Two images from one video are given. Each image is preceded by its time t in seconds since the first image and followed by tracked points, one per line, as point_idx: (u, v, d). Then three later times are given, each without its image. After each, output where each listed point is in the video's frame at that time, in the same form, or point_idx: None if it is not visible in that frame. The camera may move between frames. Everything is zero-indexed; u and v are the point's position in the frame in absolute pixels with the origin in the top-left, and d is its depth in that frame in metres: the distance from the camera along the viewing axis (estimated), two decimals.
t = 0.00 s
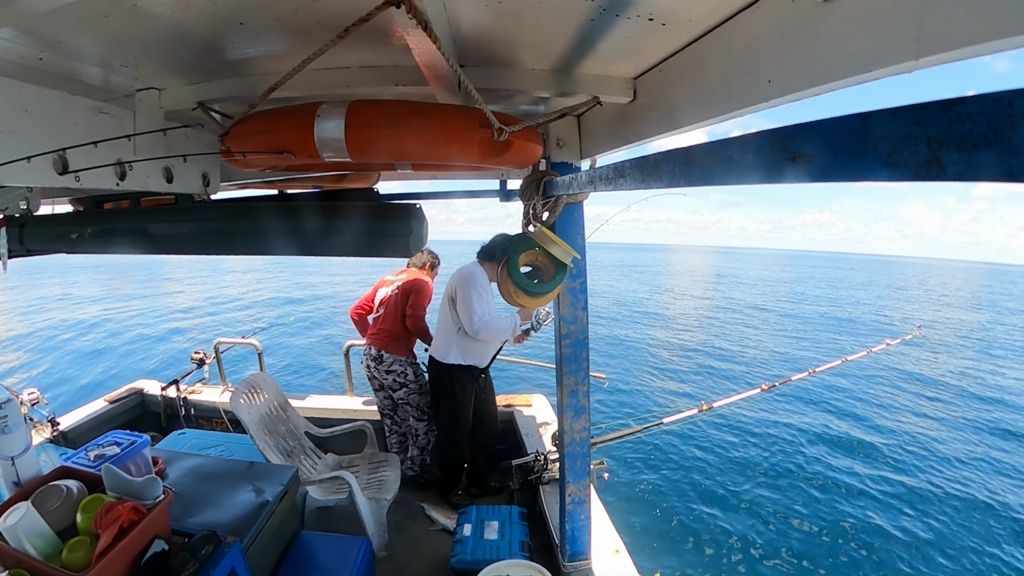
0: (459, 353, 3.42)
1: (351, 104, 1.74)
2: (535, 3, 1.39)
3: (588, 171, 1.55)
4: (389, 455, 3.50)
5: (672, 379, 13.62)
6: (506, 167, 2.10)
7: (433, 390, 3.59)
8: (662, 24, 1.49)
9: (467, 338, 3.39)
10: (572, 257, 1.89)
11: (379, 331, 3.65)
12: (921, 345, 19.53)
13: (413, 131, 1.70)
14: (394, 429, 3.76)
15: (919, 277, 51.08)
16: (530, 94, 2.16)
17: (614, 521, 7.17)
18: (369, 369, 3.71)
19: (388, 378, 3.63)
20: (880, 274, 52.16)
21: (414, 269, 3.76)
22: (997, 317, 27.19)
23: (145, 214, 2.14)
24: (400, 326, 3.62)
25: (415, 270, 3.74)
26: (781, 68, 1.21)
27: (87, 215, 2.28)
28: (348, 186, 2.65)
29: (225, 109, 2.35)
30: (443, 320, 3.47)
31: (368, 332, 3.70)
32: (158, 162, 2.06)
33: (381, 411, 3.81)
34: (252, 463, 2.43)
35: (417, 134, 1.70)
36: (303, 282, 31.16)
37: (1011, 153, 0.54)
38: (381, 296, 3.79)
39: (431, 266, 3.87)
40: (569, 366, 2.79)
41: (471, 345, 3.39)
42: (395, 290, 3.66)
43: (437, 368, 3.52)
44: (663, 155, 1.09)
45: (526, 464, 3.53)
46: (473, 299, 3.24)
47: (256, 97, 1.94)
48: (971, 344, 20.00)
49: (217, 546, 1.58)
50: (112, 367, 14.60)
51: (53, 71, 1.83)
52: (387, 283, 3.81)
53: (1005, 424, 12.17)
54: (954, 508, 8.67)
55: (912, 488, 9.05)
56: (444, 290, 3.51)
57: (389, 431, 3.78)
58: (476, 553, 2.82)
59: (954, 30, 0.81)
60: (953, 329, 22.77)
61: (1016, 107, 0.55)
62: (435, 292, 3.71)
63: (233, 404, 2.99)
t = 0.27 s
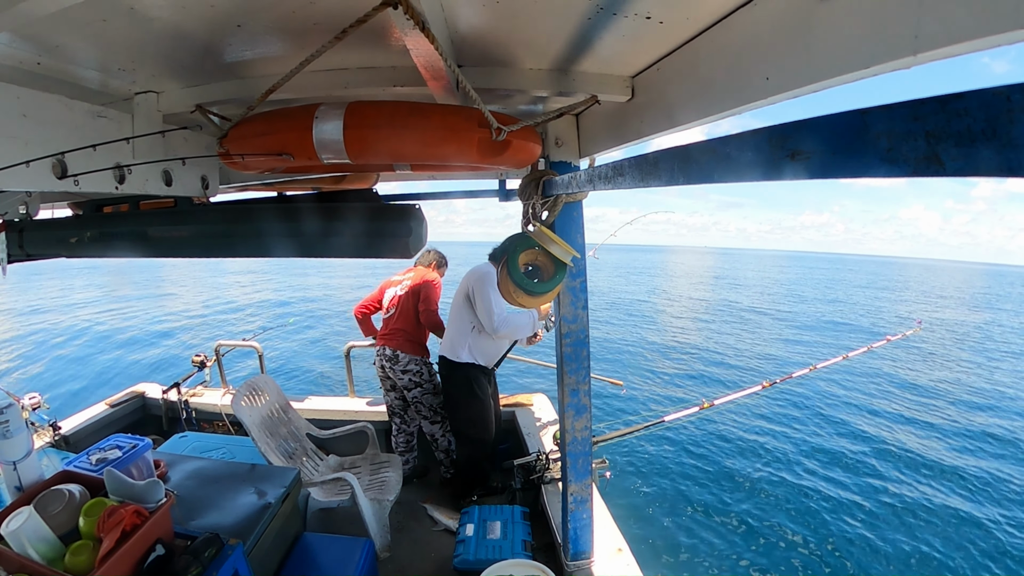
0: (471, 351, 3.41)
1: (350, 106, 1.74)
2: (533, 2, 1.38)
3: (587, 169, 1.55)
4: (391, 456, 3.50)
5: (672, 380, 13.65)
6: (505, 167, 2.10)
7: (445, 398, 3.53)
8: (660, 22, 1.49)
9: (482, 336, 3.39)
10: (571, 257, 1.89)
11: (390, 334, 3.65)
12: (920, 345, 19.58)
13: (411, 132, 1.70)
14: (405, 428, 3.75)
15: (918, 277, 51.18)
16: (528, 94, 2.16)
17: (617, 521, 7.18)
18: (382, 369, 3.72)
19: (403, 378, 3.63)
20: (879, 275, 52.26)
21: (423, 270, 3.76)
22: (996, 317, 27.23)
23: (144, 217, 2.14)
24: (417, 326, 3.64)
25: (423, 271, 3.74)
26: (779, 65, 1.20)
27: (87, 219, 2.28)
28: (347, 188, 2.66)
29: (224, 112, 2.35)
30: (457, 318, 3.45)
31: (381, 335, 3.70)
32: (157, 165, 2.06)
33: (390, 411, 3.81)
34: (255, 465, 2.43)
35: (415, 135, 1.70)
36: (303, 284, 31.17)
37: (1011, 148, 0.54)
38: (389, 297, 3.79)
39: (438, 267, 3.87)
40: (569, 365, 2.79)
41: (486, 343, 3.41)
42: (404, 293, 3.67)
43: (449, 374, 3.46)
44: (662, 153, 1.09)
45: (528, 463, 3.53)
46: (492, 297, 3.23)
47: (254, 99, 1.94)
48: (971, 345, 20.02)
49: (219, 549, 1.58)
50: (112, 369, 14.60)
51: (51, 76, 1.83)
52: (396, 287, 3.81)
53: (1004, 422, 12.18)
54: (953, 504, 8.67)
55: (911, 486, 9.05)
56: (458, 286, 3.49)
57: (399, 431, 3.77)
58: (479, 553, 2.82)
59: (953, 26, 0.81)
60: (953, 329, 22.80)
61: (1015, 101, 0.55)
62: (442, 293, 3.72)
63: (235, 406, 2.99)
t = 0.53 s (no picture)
0: (483, 354, 3.39)
1: (349, 106, 1.73)
2: (531, 1, 1.38)
3: (586, 168, 1.55)
4: (393, 456, 3.50)
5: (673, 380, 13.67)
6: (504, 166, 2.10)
7: (452, 399, 3.50)
8: (657, 21, 1.49)
9: (494, 338, 3.39)
10: (571, 256, 1.89)
11: (402, 338, 3.64)
12: (919, 346, 19.63)
13: (410, 133, 1.70)
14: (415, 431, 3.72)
15: (916, 277, 51.27)
16: (527, 94, 2.16)
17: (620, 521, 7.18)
18: (395, 375, 3.70)
19: (417, 382, 3.62)
20: (878, 275, 52.33)
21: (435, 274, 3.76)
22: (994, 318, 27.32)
23: (144, 220, 2.14)
24: (430, 333, 3.68)
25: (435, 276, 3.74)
26: (777, 62, 1.21)
27: (86, 223, 2.28)
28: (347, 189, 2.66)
29: (222, 114, 2.35)
30: (467, 320, 3.43)
31: (391, 340, 3.69)
32: (156, 167, 2.06)
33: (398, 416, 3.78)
34: (257, 467, 2.43)
35: (414, 135, 1.70)
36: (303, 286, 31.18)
37: (1009, 143, 0.54)
38: (399, 300, 3.77)
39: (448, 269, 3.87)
40: (570, 364, 2.79)
41: (498, 345, 3.40)
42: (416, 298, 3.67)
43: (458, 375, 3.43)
44: (662, 152, 1.09)
45: (529, 463, 3.53)
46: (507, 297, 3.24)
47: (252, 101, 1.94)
48: (970, 345, 20.08)
49: (222, 551, 1.58)
50: (113, 371, 14.61)
51: (49, 79, 1.83)
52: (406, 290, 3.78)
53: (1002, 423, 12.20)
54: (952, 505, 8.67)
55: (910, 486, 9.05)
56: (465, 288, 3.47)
57: (408, 434, 3.73)
58: (481, 552, 2.81)
59: (951, 21, 0.81)
60: (951, 329, 22.88)
61: (1014, 97, 0.54)
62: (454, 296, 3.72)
63: (236, 408, 2.98)
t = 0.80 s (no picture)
0: (494, 355, 3.38)
1: (347, 108, 1.73)
2: (529, 1, 1.38)
3: (585, 168, 1.55)
4: (394, 456, 3.51)
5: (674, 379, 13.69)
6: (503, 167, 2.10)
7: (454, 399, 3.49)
8: (656, 20, 1.49)
9: (504, 339, 3.40)
10: (571, 256, 1.89)
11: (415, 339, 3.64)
12: (920, 345, 19.64)
13: (409, 133, 1.69)
14: (416, 432, 3.73)
15: (916, 276, 51.30)
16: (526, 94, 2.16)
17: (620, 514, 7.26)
18: (404, 375, 3.72)
19: (428, 383, 3.63)
20: (878, 274, 52.34)
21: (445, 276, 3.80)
22: (994, 316, 27.35)
23: (144, 222, 2.14)
24: (440, 334, 3.68)
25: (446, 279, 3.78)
26: (776, 61, 1.20)
27: (87, 226, 2.28)
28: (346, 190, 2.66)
29: (222, 116, 2.35)
30: (476, 321, 3.37)
31: (403, 342, 3.68)
32: (155, 170, 2.06)
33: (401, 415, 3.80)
34: (258, 468, 2.43)
35: (413, 135, 1.70)
36: (303, 287, 31.19)
37: (1009, 140, 0.54)
38: (410, 301, 3.76)
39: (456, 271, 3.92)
40: (570, 364, 2.79)
41: (506, 345, 3.43)
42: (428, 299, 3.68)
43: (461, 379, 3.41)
44: (661, 151, 1.09)
45: (531, 463, 3.53)
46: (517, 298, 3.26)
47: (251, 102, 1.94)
48: (970, 344, 20.09)
49: (224, 553, 1.58)
50: (114, 373, 14.64)
51: (48, 82, 1.83)
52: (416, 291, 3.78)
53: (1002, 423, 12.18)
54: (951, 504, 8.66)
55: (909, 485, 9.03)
56: (470, 286, 3.39)
57: (409, 434, 3.74)
58: (484, 552, 2.80)
59: (949, 18, 0.81)
60: (951, 329, 22.91)
61: (1013, 93, 0.54)
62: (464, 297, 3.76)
63: (237, 409, 2.98)
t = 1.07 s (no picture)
0: (499, 360, 3.39)
1: (346, 108, 1.73)
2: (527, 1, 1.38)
3: (585, 167, 1.55)
4: (395, 456, 3.51)
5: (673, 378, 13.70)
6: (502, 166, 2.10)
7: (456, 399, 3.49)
8: (654, 19, 1.49)
9: (508, 342, 3.41)
10: (571, 255, 1.89)
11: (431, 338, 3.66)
12: (919, 344, 19.65)
13: (409, 133, 1.70)
14: (421, 433, 3.70)
15: (916, 275, 51.35)
16: (525, 93, 2.16)
17: (631, 533, 6.90)
18: (417, 374, 3.71)
19: (439, 384, 3.69)
20: (877, 272, 52.38)
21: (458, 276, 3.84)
22: (993, 316, 27.38)
23: (143, 224, 2.14)
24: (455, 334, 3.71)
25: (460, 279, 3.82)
26: (775, 60, 1.21)
27: (86, 227, 2.28)
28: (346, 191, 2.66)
29: (221, 117, 2.35)
30: (481, 326, 3.33)
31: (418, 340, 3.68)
32: (155, 171, 2.06)
33: (405, 417, 3.76)
34: (259, 469, 2.43)
35: (412, 135, 1.70)
36: (303, 288, 31.18)
37: (1010, 138, 0.54)
38: (425, 301, 3.76)
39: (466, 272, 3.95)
40: (571, 363, 2.79)
41: (510, 348, 3.45)
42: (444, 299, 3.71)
43: (461, 383, 3.42)
44: (661, 150, 1.09)
45: (531, 462, 3.53)
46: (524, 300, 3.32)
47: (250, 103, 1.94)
48: (970, 343, 20.11)
49: (226, 554, 1.58)
50: (114, 375, 14.62)
51: (47, 84, 1.83)
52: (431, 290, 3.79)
53: (1001, 423, 12.17)
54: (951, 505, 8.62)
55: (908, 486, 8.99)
56: (472, 288, 3.36)
57: (412, 435, 3.71)
58: (485, 552, 2.80)
59: (948, 17, 0.81)
60: (951, 328, 22.94)
61: (1012, 91, 0.54)
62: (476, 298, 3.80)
63: (237, 410, 2.98)
